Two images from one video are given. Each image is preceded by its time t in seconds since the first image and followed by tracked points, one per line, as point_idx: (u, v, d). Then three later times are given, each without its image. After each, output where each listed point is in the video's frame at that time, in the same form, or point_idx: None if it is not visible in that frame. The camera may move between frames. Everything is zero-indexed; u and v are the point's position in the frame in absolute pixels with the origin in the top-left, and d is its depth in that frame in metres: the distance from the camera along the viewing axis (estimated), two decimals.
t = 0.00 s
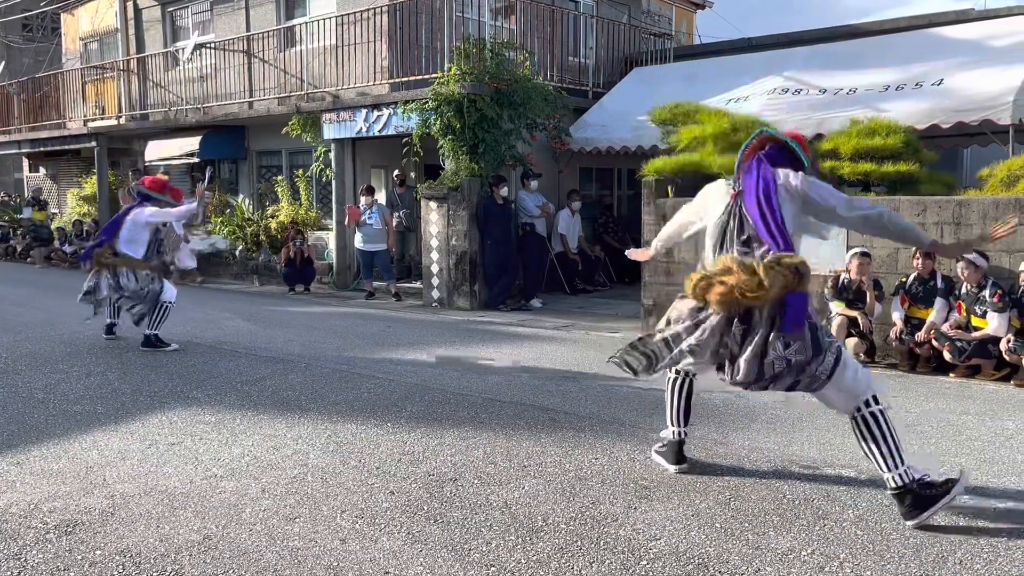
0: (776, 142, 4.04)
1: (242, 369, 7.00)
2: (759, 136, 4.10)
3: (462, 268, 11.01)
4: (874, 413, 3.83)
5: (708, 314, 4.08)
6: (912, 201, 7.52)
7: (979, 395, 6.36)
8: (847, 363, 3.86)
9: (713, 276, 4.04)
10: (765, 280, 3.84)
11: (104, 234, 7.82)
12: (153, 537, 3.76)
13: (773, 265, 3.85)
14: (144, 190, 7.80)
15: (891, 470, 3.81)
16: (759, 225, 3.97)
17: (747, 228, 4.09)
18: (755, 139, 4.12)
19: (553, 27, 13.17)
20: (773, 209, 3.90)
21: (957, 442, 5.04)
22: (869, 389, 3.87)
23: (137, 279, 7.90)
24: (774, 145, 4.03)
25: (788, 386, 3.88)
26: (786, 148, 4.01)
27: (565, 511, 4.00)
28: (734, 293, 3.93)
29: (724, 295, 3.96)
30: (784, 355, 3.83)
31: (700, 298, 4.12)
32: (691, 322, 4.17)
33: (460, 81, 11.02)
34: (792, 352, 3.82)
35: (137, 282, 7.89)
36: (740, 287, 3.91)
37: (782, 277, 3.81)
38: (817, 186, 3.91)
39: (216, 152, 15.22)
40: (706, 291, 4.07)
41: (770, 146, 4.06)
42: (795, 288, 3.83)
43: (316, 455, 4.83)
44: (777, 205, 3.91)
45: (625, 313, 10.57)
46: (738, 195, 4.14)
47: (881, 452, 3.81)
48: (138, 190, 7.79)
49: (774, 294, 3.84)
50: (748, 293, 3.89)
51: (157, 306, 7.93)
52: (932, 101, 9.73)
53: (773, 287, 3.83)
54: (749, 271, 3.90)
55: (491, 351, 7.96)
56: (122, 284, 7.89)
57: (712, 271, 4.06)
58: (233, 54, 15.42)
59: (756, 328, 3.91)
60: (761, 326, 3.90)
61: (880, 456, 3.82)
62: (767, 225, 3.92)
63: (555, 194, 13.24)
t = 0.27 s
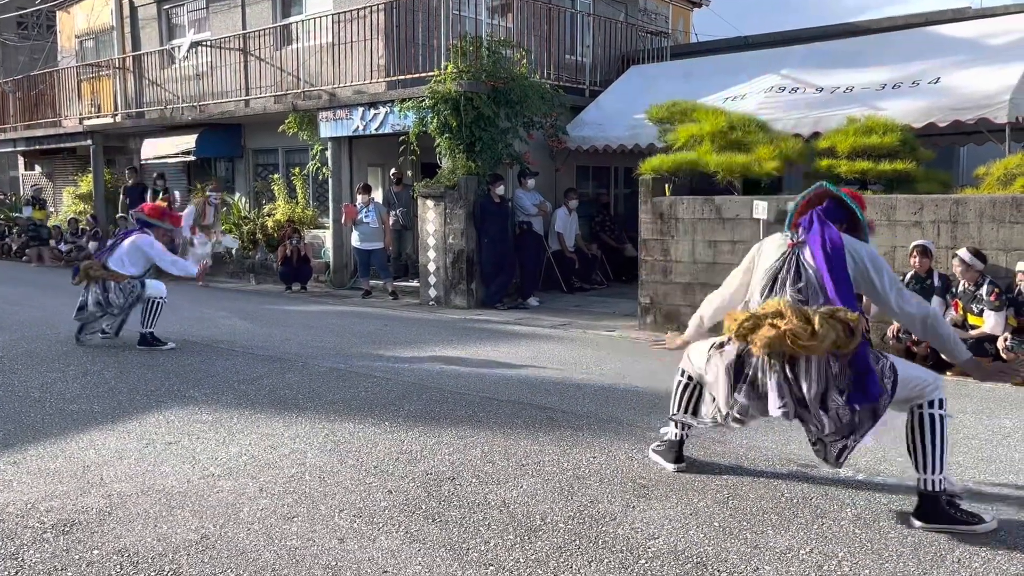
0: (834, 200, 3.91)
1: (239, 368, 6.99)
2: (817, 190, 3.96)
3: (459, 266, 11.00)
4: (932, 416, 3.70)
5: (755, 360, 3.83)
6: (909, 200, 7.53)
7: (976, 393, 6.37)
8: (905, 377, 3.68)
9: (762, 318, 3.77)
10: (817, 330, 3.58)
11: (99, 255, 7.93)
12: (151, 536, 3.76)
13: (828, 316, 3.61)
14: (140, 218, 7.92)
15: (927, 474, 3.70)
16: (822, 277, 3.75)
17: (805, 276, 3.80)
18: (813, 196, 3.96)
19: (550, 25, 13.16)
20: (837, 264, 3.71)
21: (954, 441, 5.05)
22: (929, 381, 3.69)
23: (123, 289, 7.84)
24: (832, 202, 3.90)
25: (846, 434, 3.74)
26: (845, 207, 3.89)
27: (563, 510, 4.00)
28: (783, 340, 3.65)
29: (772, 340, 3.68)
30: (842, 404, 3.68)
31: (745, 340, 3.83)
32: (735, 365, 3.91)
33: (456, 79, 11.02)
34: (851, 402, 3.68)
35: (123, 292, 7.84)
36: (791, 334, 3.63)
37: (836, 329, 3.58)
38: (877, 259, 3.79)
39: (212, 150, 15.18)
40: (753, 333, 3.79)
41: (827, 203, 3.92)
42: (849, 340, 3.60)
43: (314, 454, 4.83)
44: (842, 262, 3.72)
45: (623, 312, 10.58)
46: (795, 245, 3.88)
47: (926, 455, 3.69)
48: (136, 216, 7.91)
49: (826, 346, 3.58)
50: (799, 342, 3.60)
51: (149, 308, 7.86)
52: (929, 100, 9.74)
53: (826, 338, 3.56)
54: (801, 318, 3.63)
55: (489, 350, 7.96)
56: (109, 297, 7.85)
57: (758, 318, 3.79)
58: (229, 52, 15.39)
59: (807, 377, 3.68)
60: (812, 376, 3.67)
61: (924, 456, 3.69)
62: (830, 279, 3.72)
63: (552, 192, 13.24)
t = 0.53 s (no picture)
0: (845, 208, 3.84)
1: (236, 367, 6.98)
2: (829, 198, 3.89)
3: (455, 264, 10.99)
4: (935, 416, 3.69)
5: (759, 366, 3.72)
6: (905, 197, 7.54)
7: (972, 391, 6.39)
8: (909, 378, 3.67)
9: (768, 324, 3.67)
10: (823, 336, 3.50)
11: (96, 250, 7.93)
12: (147, 536, 3.75)
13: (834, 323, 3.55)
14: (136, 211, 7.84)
15: (923, 472, 3.71)
16: (830, 287, 3.71)
17: (813, 284, 3.77)
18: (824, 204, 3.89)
19: (546, 23, 13.15)
20: (844, 276, 3.67)
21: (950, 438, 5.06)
22: (934, 381, 3.67)
23: (120, 285, 7.81)
24: (842, 210, 3.83)
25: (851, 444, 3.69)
26: (856, 216, 3.82)
27: (559, 508, 4.00)
28: (789, 346, 3.54)
29: (777, 346, 3.57)
30: (847, 413, 3.62)
31: (749, 345, 3.73)
32: (741, 373, 3.77)
33: (453, 77, 11.00)
34: (858, 410, 3.61)
35: (121, 288, 7.79)
36: (797, 341, 3.53)
37: (842, 336, 3.51)
38: (885, 271, 3.74)
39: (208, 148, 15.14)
40: (759, 338, 3.69)
41: (838, 211, 3.85)
42: (855, 348, 3.54)
43: (310, 452, 4.82)
44: (850, 275, 3.67)
45: (620, 310, 10.58)
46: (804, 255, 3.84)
47: (925, 454, 3.69)
48: (132, 209, 7.85)
49: (832, 353, 3.50)
50: (805, 348, 3.51)
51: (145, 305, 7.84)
52: (925, 97, 9.75)
53: (832, 345, 3.49)
54: (807, 323, 3.55)
55: (486, 348, 7.95)
56: (106, 292, 7.83)
57: (763, 325, 3.69)
58: (224, 49, 15.35)
59: (813, 384, 3.60)
60: (817, 383, 3.60)
61: (924, 454, 3.69)
62: (837, 290, 3.68)
63: (548, 190, 13.24)
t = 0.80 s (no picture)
0: (839, 190, 3.80)
1: (231, 365, 6.97)
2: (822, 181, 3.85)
3: (452, 262, 10.99)
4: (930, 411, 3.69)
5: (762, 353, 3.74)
6: (901, 195, 7.55)
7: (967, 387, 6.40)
8: (909, 370, 3.66)
9: (769, 311, 3.66)
10: (825, 325, 3.49)
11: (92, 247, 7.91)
12: (142, 534, 3.74)
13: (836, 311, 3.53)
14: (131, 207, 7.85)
15: (918, 469, 3.72)
16: (830, 271, 3.63)
17: (811, 267, 3.69)
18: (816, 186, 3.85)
19: (542, 20, 13.14)
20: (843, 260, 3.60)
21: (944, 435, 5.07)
22: (932, 377, 3.65)
23: (117, 283, 7.82)
24: (836, 192, 3.80)
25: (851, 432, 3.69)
26: (848, 198, 3.80)
27: (555, 506, 4.00)
28: (791, 337, 3.54)
29: (779, 335, 3.56)
30: (847, 399, 3.62)
31: (750, 334, 3.73)
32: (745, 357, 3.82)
33: (449, 74, 10.99)
34: (857, 398, 3.61)
35: (117, 287, 7.80)
36: (799, 331, 3.52)
37: (843, 325, 3.49)
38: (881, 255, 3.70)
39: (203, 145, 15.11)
40: (761, 326, 3.68)
41: (832, 193, 3.81)
42: (856, 336, 3.51)
43: (306, 451, 4.82)
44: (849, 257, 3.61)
45: (616, 307, 10.58)
46: (799, 238, 3.76)
47: (919, 450, 3.69)
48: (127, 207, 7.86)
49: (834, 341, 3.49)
50: (807, 337, 3.51)
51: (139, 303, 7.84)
52: (921, 94, 9.76)
53: (833, 334, 3.48)
54: (810, 312, 3.53)
55: (482, 345, 7.95)
56: (103, 289, 7.82)
57: (764, 313, 3.68)
58: (220, 46, 15.31)
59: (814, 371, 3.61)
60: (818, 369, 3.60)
61: (919, 451, 3.70)
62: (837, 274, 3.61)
63: (545, 188, 13.23)
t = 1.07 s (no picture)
0: (793, 144, 3.96)
1: (226, 363, 6.96)
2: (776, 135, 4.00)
3: (447, 259, 10.98)
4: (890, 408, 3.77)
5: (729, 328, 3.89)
6: (895, 191, 7.55)
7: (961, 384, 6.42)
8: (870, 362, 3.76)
9: (734, 289, 3.80)
10: (787, 301, 3.63)
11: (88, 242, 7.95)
12: (136, 533, 3.74)
13: (797, 285, 3.68)
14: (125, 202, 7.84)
15: (902, 465, 3.74)
16: (790, 238, 3.79)
17: (772, 238, 3.83)
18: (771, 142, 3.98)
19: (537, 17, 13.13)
20: (803, 223, 3.75)
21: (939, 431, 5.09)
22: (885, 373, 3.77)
23: (110, 278, 7.81)
24: (791, 147, 3.94)
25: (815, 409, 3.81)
26: (802, 151, 3.95)
27: (550, 504, 4.00)
28: (756, 314, 3.68)
29: (745, 312, 3.71)
30: (816, 374, 3.74)
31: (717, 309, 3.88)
32: (713, 332, 3.97)
33: (444, 71, 10.96)
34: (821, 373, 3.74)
35: (111, 282, 7.80)
36: (763, 308, 3.66)
37: (805, 298, 3.64)
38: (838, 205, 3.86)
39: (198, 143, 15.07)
40: (726, 304, 3.83)
41: (786, 149, 3.95)
42: (818, 308, 3.66)
43: (300, 449, 4.81)
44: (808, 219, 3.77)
45: (611, 304, 10.59)
46: (756, 201, 3.89)
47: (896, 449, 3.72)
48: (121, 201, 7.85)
49: (797, 316, 3.63)
50: (770, 314, 3.65)
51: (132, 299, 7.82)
52: (915, 91, 9.77)
53: (795, 308, 3.62)
54: (772, 289, 3.68)
55: (477, 343, 7.95)
56: (97, 281, 7.83)
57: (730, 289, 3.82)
58: (214, 44, 15.27)
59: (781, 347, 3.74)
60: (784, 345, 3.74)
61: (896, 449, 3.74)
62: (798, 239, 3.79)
63: (540, 185, 13.23)
